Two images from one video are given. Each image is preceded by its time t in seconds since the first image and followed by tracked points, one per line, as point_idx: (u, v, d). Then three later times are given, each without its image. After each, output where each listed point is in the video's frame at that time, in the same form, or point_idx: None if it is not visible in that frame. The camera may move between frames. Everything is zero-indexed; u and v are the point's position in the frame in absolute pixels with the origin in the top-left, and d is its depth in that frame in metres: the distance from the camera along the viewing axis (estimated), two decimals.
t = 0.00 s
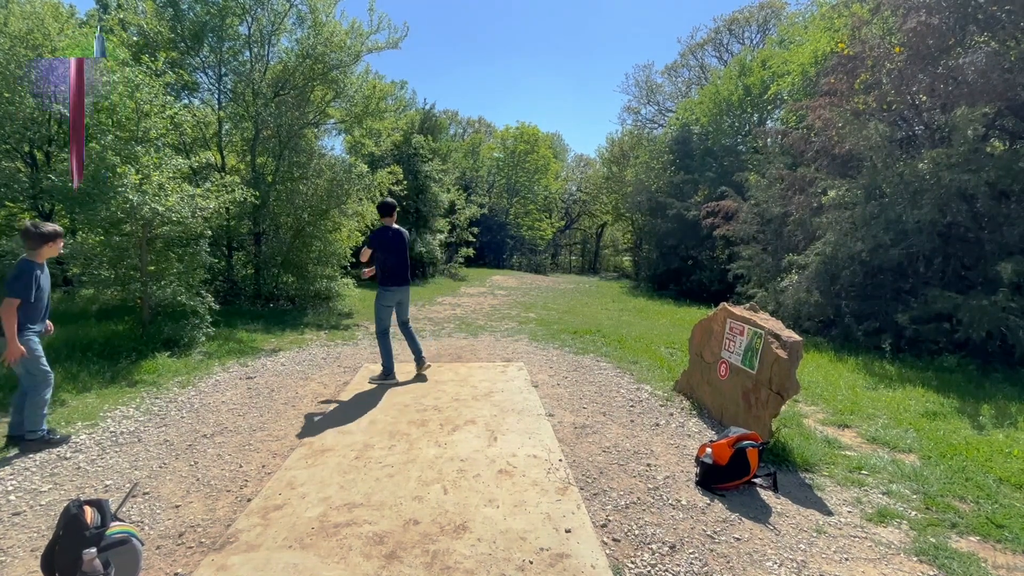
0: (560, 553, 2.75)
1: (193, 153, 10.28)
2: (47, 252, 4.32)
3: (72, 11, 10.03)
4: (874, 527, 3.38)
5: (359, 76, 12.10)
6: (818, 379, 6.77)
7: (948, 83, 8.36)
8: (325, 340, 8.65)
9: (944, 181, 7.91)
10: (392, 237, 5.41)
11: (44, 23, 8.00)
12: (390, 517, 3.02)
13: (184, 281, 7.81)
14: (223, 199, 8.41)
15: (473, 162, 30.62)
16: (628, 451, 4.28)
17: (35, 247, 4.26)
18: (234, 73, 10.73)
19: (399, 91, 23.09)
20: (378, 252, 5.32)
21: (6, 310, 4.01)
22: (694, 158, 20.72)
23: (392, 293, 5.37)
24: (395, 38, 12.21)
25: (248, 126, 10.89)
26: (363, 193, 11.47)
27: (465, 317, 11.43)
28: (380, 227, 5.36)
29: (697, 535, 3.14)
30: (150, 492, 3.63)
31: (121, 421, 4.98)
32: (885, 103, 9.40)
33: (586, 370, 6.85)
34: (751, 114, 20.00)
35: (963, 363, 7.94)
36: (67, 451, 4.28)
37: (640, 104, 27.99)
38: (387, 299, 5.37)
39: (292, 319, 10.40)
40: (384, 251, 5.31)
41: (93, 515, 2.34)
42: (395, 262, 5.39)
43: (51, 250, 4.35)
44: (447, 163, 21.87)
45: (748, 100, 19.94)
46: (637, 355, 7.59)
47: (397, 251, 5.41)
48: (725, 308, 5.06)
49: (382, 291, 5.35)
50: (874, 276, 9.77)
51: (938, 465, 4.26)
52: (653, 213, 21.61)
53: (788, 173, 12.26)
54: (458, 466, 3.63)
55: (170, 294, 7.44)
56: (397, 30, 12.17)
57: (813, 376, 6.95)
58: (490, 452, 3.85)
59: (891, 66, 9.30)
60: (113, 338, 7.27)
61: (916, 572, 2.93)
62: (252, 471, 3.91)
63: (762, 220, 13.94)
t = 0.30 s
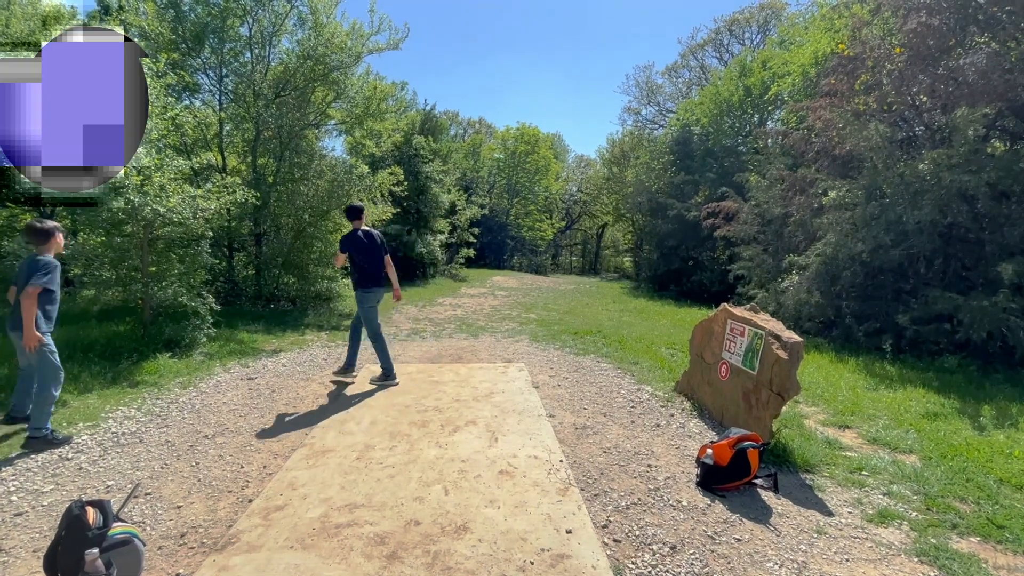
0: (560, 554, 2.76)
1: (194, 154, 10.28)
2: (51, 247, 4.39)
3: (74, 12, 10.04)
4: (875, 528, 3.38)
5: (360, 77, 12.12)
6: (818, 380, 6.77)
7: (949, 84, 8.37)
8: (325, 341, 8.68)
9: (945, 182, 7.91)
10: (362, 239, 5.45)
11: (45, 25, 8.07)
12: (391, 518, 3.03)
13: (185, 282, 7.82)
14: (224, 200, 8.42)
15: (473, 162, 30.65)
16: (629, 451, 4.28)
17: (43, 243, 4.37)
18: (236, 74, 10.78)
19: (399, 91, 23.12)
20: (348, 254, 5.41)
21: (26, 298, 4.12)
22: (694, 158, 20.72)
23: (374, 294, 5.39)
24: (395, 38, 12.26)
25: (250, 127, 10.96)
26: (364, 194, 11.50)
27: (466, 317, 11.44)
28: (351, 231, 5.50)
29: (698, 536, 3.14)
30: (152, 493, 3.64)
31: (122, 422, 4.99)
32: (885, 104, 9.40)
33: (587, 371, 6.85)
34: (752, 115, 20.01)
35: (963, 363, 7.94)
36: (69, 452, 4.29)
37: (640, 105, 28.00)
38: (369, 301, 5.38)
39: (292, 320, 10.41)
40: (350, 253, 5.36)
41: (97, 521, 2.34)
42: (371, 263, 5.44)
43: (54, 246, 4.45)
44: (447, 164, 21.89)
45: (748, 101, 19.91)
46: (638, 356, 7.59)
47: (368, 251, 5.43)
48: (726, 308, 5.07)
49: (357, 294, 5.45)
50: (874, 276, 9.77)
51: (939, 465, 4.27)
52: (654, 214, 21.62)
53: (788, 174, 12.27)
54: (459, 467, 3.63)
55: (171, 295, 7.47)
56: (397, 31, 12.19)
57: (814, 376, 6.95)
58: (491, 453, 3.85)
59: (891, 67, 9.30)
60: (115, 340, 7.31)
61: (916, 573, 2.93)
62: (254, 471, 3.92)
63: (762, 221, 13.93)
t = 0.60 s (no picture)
0: (562, 554, 2.75)
1: (196, 156, 10.28)
2: (42, 252, 4.50)
3: (76, 14, 10.07)
4: (876, 529, 3.37)
5: (362, 79, 12.13)
6: (820, 381, 6.76)
7: (950, 84, 8.36)
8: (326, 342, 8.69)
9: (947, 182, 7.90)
10: (327, 243, 5.55)
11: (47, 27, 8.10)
12: (393, 518, 3.03)
13: (186, 283, 7.83)
14: (226, 200, 8.43)
15: (475, 163, 30.69)
16: (630, 452, 4.28)
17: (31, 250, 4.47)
18: (237, 75, 10.79)
19: (400, 92, 23.14)
20: (316, 259, 5.66)
21: (49, 294, 4.34)
22: (695, 159, 20.71)
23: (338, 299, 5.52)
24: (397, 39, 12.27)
25: (251, 128, 10.96)
26: (365, 195, 11.62)
27: (467, 318, 11.44)
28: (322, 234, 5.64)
29: (700, 537, 3.14)
30: (154, 493, 3.65)
31: (124, 422, 5.00)
32: (887, 104, 9.40)
33: (588, 372, 6.85)
34: (754, 115, 20.00)
35: (966, 364, 7.92)
36: (72, 452, 4.31)
37: (642, 105, 27.99)
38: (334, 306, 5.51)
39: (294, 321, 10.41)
40: (315, 257, 5.55)
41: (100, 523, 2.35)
42: (337, 268, 5.54)
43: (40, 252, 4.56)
44: (449, 165, 21.90)
45: (749, 101, 19.89)
46: (639, 357, 7.59)
47: (325, 254, 5.51)
48: (727, 309, 5.06)
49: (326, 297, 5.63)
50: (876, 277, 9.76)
51: (941, 466, 4.26)
52: (655, 214, 21.62)
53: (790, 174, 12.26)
54: (460, 467, 3.63)
55: (173, 296, 7.48)
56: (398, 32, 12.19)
57: (815, 377, 6.93)
58: (492, 453, 3.85)
59: (893, 68, 9.29)
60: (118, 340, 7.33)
61: (918, 574, 2.92)
62: (256, 472, 3.92)
63: (764, 221, 13.92)
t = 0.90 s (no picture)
0: (564, 555, 2.76)
1: (199, 157, 10.30)
2: (33, 253, 4.74)
3: (80, 17, 10.11)
4: (879, 530, 3.37)
5: (364, 81, 12.16)
6: (822, 382, 6.75)
7: (953, 84, 8.34)
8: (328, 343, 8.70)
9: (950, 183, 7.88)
10: (303, 242, 5.69)
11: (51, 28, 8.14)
12: (395, 519, 3.03)
13: (189, 284, 7.84)
14: (228, 202, 8.46)
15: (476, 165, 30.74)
16: (632, 453, 4.28)
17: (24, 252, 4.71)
18: (240, 77, 10.83)
19: (402, 94, 23.21)
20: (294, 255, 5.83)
21: (48, 283, 4.58)
22: (697, 160, 20.70)
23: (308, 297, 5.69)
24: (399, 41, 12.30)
25: (253, 130, 10.99)
26: (367, 196, 11.68)
27: (469, 319, 11.45)
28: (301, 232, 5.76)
29: (703, 538, 3.13)
30: (157, 493, 3.66)
31: (127, 423, 5.02)
32: (889, 105, 9.38)
33: (590, 372, 6.86)
34: (755, 116, 20.00)
35: (969, 365, 7.89)
36: (75, 452, 4.33)
37: (644, 106, 27.98)
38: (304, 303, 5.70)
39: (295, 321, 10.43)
40: (291, 255, 5.71)
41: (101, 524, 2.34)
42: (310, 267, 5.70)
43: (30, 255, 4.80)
44: (451, 166, 21.92)
45: (751, 102, 19.90)
46: (641, 358, 7.59)
47: (298, 252, 5.68)
48: (728, 310, 5.06)
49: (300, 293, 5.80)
50: (879, 277, 9.73)
51: (944, 467, 4.25)
52: (657, 215, 21.62)
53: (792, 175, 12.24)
54: (462, 468, 3.63)
55: (176, 297, 7.50)
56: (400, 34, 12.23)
57: (818, 378, 6.92)
58: (494, 454, 3.85)
59: (895, 68, 9.26)
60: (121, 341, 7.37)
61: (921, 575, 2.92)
62: (258, 472, 3.93)
63: (766, 222, 13.90)
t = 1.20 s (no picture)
0: (567, 555, 2.76)
1: (202, 159, 10.33)
2: (35, 252, 4.83)
3: (84, 19, 10.16)
4: (883, 531, 3.36)
5: (366, 82, 12.20)
6: (825, 382, 6.74)
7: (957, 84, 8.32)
8: (330, 344, 8.70)
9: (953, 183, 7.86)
10: (280, 240, 5.72)
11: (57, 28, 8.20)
12: (398, 519, 3.03)
13: (193, 285, 7.85)
14: (231, 203, 8.48)
15: (478, 166, 30.76)
16: (634, 454, 4.28)
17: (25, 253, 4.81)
18: (243, 79, 10.83)
19: (405, 95, 23.24)
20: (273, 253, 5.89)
21: (49, 283, 4.66)
22: (699, 161, 20.70)
23: (282, 294, 5.72)
24: (401, 42, 12.34)
25: (256, 131, 10.98)
26: (369, 197, 11.69)
27: (471, 319, 11.47)
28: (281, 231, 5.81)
29: (706, 538, 3.13)
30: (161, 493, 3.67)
31: (131, 423, 5.05)
32: (893, 105, 9.35)
33: (592, 373, 6.86)
34: (758, 116, 19.97)
35: (973, 366, 7.86)
36: (79, 453, 4.34)
37: (646, 107, 27.96)
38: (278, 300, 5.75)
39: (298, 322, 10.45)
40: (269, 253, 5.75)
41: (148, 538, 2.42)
42: (283, 265, 5.72)
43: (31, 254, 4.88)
44: (453, 167, 21.95)
45: (753, 102, 19.88)
46: (643, 358, 7.57)
47: (274, 250, 5.72)
48: (732, 311, 5.05)
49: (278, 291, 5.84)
50: (882, 278, 9.70)
51: (948, 468, 4.23)
52: (660, 215, 21.62)
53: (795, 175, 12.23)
54: (465, 469, 3.64)
55: (179, 298, 7.52)
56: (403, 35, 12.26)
57: (821, 379, 6.90)
58: (497, 454, 3.86)
59: (898, 68, 9.23)
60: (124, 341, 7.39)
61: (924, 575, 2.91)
62: (261, 472, 3.95)
63: (769, 223, 13.87)
